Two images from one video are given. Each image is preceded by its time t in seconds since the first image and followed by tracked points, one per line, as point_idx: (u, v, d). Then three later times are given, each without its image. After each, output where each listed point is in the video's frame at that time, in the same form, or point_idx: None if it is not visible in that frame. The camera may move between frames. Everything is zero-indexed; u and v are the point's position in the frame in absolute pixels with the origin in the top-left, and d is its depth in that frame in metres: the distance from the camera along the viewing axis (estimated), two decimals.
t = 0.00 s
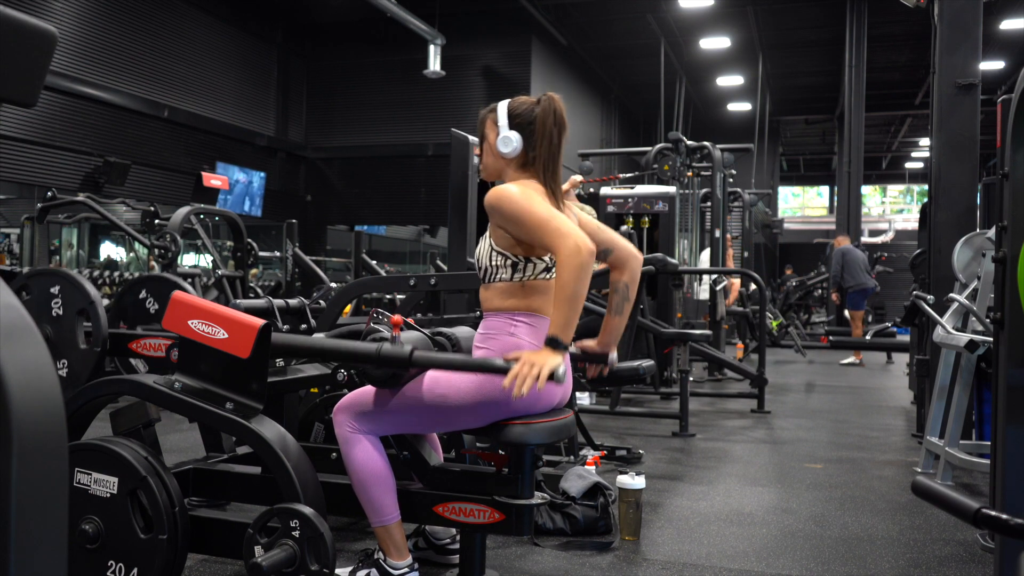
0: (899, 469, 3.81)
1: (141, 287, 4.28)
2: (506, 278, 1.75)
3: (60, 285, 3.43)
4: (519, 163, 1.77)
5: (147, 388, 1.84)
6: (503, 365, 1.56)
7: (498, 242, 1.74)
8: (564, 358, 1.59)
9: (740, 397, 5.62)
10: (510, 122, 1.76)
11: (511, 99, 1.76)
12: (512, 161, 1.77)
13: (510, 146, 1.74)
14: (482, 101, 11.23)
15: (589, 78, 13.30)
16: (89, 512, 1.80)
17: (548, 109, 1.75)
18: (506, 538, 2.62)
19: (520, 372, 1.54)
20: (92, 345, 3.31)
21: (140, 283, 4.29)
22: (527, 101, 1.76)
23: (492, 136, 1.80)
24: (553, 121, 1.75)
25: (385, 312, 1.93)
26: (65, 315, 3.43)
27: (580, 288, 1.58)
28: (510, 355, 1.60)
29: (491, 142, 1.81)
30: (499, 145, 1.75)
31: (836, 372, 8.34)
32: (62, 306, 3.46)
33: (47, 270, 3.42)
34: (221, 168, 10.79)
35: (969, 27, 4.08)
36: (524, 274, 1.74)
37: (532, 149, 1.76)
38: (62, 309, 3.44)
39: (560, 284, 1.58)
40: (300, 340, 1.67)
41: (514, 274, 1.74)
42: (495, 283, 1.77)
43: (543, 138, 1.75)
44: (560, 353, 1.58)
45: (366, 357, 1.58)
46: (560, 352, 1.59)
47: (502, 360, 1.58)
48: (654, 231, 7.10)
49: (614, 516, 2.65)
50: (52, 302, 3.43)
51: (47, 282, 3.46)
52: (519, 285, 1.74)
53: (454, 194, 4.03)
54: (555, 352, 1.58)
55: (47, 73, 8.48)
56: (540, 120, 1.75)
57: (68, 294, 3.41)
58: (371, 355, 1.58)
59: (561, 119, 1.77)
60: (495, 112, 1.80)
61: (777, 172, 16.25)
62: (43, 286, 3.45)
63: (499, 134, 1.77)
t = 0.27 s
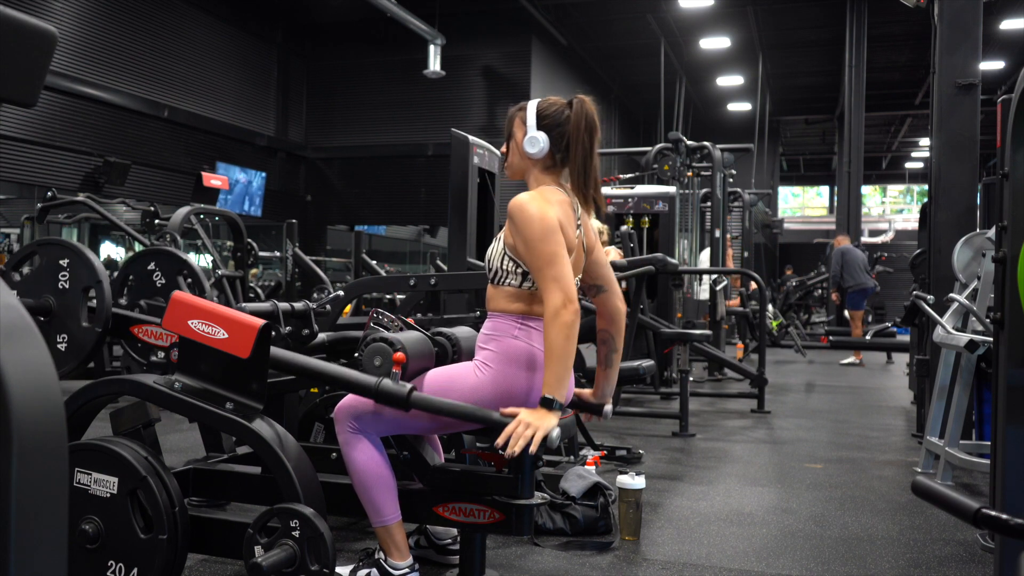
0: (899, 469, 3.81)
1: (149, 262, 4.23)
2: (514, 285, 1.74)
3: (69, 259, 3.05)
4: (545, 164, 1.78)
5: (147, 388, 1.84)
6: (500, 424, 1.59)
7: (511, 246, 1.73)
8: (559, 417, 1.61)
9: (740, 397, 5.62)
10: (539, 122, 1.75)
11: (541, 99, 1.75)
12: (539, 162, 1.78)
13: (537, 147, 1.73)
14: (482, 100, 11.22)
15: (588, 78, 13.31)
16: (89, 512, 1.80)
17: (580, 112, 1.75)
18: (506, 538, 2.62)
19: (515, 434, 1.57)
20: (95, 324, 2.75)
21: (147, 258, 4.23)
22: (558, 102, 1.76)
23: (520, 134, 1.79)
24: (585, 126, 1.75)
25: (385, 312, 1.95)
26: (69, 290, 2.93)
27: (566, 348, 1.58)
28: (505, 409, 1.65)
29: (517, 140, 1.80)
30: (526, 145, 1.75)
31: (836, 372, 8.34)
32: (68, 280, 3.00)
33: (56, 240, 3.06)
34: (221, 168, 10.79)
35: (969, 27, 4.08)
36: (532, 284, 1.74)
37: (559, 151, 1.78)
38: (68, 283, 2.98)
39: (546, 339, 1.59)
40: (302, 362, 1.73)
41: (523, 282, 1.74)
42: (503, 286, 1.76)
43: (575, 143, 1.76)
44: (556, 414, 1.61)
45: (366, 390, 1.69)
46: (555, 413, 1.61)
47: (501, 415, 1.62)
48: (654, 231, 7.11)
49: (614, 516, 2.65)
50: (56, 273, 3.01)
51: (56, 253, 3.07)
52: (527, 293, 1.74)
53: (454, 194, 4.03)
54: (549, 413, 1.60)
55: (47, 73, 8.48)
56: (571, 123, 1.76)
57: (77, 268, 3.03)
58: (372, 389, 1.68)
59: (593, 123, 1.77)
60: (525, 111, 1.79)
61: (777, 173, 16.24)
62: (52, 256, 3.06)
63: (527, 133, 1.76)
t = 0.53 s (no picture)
0: (899, 469, 3.81)
1: (151, 256, 3.97)
2: (518, 286, 1.74)
3: (71, 253, 2.67)
4: (555, 165, 1.77)
5: (147, 388, 1.84)
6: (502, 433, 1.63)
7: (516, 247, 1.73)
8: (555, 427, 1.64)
9: (741, 397, 5.61)
10: (552, 123, 1.75)
11: (554, 100, 1.75)
12: (550, 162, 1.77)
13: (549, 148, 1.73)
14: (483, 100, 11.22)
15: (588, 78, 13.31)
16: (89, 512, 1.80)
17: (594, 115, 1.76)
18: (506, 538, 2.62)
19: (514, 444, 1.60)
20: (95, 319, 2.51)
21: (150, 252, 3.97)
22: (572, 104, 1.76)
23: (532, 133, 1.79)
24: (598, 130, 1.77)
25: (385, 313, 1.94)
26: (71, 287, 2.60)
27: (558, 359, 1.61)
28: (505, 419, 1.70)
29: (529, 139, 1.80)
30: (538, 145, 1.75)
31: (836, 372, 8.34)
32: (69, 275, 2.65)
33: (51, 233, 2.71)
34: (221, 168, 10.78)
35: (970, 27, 4.08)
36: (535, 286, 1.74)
37: (571, 154, 1.77)
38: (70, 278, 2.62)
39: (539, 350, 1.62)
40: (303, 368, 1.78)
41: (525, 284, 1.74)
42: (507, 287, 1.76)
43: (588, 146, 1.77)
44: (553, 424, 1.63)
45: (366, 396, 1.73)
46: (552, 423, 1.63)
47: (502, 425, 1.67)
48: (654, 231, 7.11)
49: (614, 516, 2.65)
50: (56, 269, 2.64)
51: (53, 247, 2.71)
52: (528, 296, 1.74)
53: (454, 194, 4.03)
54: (548, 423, 1.63)
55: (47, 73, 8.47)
56: (585, 126, 1.76)
57: (80, 263, 2.63)
58: (372, 396, 1.72)
59: (605, 128, 1.77)
60: (538, 111, 1.79)
61: (777, 172, 16.24)
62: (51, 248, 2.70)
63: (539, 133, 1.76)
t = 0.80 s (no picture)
0: (899, 469, 3.81)
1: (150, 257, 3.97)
2: (516, 285, 1.74)
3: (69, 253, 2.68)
4: (553, 165, 1.77)
5: (146, 388, 1.84)
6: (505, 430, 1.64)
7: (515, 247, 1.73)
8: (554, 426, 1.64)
9: (741, 397, 5.61)
10: (550, 123, 1.75)
11: (552, 100, 1.75)
12: (549, 162, 1.77)
13: (547, 147, 1.73)
14: (483, 100, 11.22)
15: (588, 78, 13.31)
16: (89, 512, 1.80)
17: (592, 115, 1.76)
18: (506, 538, 2.62)
19: (513, 444, 1.60)
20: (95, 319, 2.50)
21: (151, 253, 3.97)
22: (570, 104, 1.76)
23: (530, 133, 1.79)
24: (597, 129, 1.77)
25: (385, 313, 1.94)
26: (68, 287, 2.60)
27: (557, 359, 1.61)
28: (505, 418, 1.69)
29: (527, 140, 1.80)
30: (536, 145, 1.75)
31: (836, 373, 8.34)
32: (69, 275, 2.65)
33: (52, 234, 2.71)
34: (221, 168, 10.78)
35: (970, 27, 4.08)
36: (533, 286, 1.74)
37: (569, 153, 1.77)
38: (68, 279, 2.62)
39: (538, 349, 1.62)
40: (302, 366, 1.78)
41: (524, 283, 1.74)
42: (506, 286, 1.76)
43: (586, 146, 1.76)
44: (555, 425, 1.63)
45: (365, 397, 1.73)
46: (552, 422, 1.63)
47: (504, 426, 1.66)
48: (655, 231, 7.11)
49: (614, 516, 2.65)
50: (55, 269, 2.65)
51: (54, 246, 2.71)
52: (526, 296, 1.74)
53: (454, 194, 4.02)
54: (548, 422, 1.62)
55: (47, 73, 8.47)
56: (583, 126, 1.76)
57: (79, 263, 2.64)
58: (371, 396, 1.72)
59: (603, 128, 1.77)
60: (537, 111, 1.79)
61: (778, 172, 16.24)
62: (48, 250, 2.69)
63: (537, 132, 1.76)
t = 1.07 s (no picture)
0: (899, 469, 3.81)
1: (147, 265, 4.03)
2: (514, 284, 1.75)
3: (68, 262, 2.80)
4: (544, 164, 1.77)
5: (146, 388, 1.84)
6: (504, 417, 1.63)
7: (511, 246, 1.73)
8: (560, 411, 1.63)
9: (741, 397, 5.61)
10: (537, 123, 1.75)
11: (539, 99, 1.74)
12: (539, 161, 1.77)
13: (537, 147, 1.73)
14: (483, 100, 11.22)
15: (588, 78, 13.31)
16: (89, 512, 1.80)
17: (579, 112, 1.75)
18: (506, 538, 2.62)
19: (516, 429, 1.59)
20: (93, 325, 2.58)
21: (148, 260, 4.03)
22: (557, 102, 1.75)
23: (519, 135, 1.79)
24: (585, 127, 1.76)
25: (385, 313, 1.94)
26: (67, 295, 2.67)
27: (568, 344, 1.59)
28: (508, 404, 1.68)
29: (516, 141, 1.80)
30: (526, 145, 1.74)
31: (837, 372, 8.34)
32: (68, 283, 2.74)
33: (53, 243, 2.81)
34: (221, 168, 10.79)
35: (970, 27, 4.08)
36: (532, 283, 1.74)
37: (560, 151, 1.77)
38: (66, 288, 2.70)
39: (550, 337, 1.60)
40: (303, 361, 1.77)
41: (522, 281, 1.74)
42: (503, 286, 1.76)
43: (575, 143, 1.76)
44: (559, 410, 1.62)
45: (366, 388, 1.72)
46: (557, 407, 1.62)
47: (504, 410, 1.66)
48: (655, 231, 7.11)
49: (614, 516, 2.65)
50: (53, 279, 2.75)
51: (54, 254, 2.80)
52: (526, 293, 1.74)
53: (454, 194, 4.02)
54: (552, 408, 1.62)
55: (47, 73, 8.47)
56: (571, 123, 1.76)
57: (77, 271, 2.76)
58: (372, 387, 1.71)
59: (592, 124, 1.77)
60: (524, 111, 1.79)
61: (778, 172, 16.23)
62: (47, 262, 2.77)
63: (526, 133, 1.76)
